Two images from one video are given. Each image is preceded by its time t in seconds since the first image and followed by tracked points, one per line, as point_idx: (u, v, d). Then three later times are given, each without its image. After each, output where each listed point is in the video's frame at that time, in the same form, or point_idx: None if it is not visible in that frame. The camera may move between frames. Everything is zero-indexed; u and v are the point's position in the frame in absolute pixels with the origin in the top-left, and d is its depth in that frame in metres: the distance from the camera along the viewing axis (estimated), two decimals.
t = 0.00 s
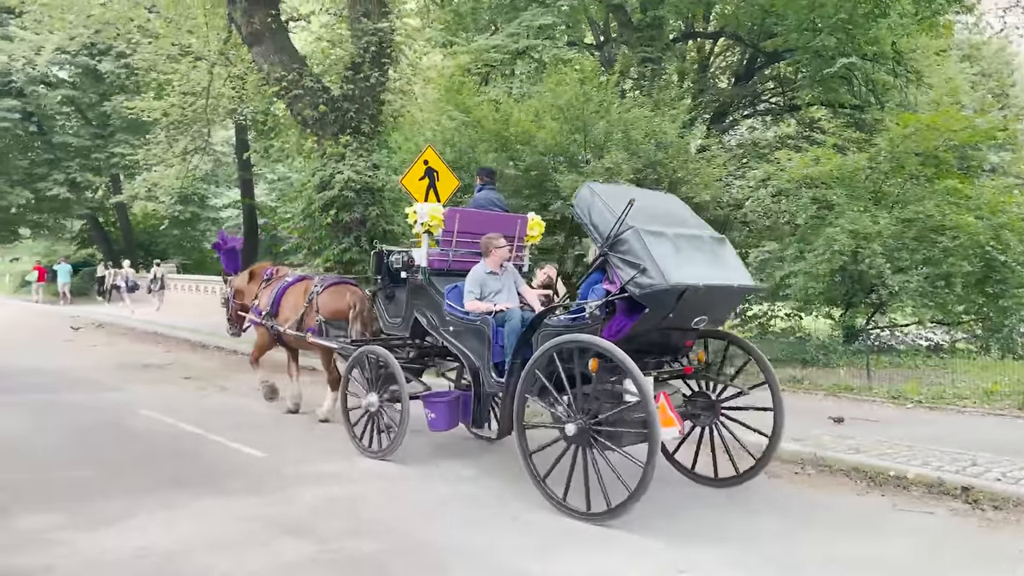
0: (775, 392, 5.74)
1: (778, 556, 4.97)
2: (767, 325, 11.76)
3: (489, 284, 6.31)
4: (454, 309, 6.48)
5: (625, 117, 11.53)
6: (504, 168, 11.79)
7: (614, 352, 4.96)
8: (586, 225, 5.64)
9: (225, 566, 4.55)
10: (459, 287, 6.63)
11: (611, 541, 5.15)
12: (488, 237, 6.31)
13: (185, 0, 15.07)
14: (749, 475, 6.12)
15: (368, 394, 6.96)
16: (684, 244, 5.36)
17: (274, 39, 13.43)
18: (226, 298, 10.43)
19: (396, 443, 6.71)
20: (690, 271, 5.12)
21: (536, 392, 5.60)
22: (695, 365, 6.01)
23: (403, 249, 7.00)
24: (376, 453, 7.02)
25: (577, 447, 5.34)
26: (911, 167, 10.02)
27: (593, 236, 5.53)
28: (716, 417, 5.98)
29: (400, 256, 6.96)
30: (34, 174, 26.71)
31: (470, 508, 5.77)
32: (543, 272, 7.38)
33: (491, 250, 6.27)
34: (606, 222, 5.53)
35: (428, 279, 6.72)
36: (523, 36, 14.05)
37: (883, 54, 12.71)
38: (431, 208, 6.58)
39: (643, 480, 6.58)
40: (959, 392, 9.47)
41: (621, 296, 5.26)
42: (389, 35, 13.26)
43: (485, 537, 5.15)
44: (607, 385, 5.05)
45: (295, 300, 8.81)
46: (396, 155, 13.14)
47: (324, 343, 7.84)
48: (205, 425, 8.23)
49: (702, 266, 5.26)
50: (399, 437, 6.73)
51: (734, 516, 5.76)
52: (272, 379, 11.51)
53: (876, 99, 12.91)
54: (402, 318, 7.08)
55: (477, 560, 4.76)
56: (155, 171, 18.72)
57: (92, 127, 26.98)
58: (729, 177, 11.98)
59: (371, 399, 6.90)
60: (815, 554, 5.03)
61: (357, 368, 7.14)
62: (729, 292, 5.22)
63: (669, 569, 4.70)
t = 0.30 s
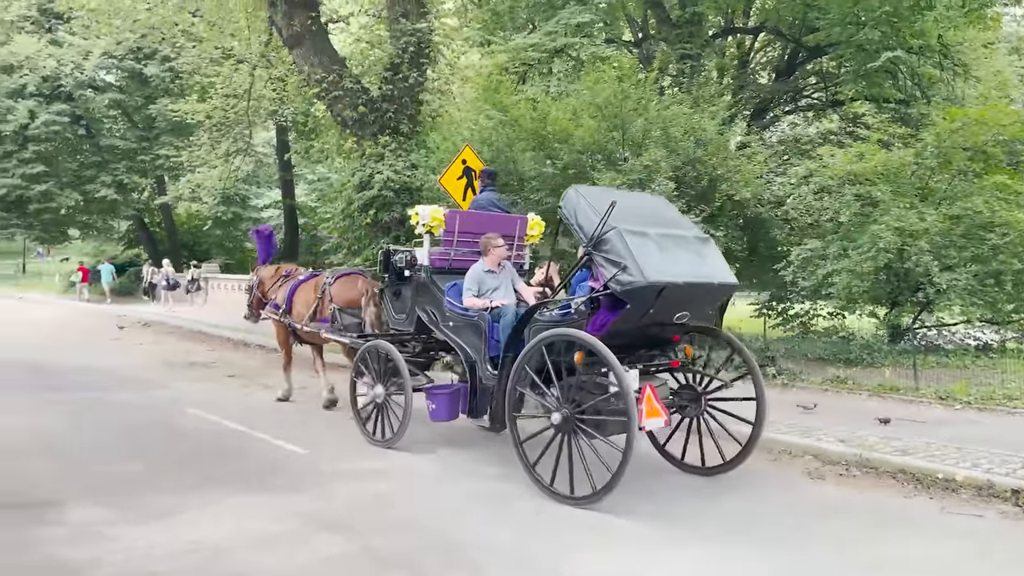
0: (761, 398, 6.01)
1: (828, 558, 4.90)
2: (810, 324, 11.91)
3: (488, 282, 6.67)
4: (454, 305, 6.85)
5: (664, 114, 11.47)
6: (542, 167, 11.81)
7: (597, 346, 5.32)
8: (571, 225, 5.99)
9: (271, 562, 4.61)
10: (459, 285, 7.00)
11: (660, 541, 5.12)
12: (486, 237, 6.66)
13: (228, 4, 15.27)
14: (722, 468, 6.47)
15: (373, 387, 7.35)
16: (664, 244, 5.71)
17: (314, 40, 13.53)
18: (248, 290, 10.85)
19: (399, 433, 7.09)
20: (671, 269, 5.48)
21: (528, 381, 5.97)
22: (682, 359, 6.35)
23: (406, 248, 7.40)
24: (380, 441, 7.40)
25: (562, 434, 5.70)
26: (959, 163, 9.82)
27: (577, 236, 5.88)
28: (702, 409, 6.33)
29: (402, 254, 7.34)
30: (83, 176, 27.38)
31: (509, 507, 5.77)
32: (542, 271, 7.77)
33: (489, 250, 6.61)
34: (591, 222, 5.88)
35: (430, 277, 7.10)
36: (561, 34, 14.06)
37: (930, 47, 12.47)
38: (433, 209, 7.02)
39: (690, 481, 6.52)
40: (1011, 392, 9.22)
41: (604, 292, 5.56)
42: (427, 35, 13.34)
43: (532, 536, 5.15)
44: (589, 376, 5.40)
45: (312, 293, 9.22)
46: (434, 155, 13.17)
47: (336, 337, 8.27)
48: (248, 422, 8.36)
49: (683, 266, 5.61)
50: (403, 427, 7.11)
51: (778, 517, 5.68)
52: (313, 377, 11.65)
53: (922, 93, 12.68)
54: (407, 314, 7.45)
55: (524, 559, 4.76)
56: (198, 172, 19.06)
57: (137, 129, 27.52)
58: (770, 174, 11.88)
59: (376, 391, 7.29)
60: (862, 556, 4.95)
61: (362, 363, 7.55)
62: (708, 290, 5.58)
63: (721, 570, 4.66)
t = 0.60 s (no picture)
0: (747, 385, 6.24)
1: (877, 562, 4.80)
2: (854, 322, 11.68)
3: (489, 279, 6.94)
4: (457, 302, 7.18)
5: (705, 111, 11.40)
6: (581, 165, 11.83)
7: (585, 339, 5.56)
8: (565, 225, 6.27)
9: (319, 557, 4.66)
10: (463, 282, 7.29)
11: (704, 542, 5.08)
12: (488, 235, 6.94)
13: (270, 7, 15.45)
14: (716, 455, 6.67)
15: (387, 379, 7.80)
16: (651, 243, 5.99)
17: (354, 41, 13.60)
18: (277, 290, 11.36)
19: (408, 422, 7.49)
20: (658, 267, 5.76)
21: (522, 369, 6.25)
22: (674, 353, 6.59)
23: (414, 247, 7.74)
24: (393, 432, 7.83)
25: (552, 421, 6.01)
26: (1010, 158, 9.61)
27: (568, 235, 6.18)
28: (693, 400, 6.51)
29: (412, 253, 7.71)
30: (130, 178, 28.02)
31: (551, 507, 5.74)
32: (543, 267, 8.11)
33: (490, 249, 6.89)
34: (580, 222, 6.16)
35: (437, 275, 7.45)
36: (599, 32, 14.08)
37: (978, 39, 12.24)
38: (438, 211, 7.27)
39: (735, 483, 6.43)
40: None
41: (594, 290, 5.86)
42: (466, 35, 13.39)
43: (573, 537, 5.11)
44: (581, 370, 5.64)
45: (329, 295, 9.67)
46: (473, 154, 13.20)
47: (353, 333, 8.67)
48: (291, 419, 8.48)
49: (669, 264, 5.90)
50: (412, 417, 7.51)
51: (824, 519, 5.58)
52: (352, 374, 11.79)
53: (970, 86, 12.44)
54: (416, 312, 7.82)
55: (566, 560, 4.74)
56: (242, 174, 19.39)
57: (183, 132, 28.07)
58: (813, 171, 11.78)
59: (388, 383, 7.72)
60: (912, 559, 4.84)
61: (380, 357, 8.02)
62: (695, 285, 5.85)
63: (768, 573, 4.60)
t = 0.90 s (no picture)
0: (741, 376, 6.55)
1: (928, 565, 4.67)
2: (903, 320, 11.43)
3: (496, 277, 7.23)
4: (467, 298, 7.58)
5: (748, 106, 11.28)
6: (621, 163, 11.77)
7: (582, 336, 5.90)
8: (563, 224, 6.53)
9: (361, 555, 4.70)
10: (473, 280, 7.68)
11: (749, 543, 5.00)
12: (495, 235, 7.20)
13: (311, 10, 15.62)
14: (712, 446, 6.89)
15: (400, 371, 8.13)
16: (646, 242, 6.25)
17: (394, 42, 13.67)
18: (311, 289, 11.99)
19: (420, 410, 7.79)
20: (652, 266, 6.03)
21: (526, 362, 6.59)
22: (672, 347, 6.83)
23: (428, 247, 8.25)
24: (408, 422, 8.16)
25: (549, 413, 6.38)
26: None
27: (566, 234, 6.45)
28: (691, 393, 6.76)
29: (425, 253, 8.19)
30: (177, 181, 28.61)
31: (592, 506, 5.71)
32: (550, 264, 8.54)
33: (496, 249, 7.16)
34: (578, 222, 6.42)
35: (447, 272, 7.91)
36: (639, 28, 14.00)
37: None
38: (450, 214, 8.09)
39: (780, 484, 6.33)
40: None
41: (589, 286, 6.11)
42: (505, 33, 13.38)
43: (614, 537, 5.07)
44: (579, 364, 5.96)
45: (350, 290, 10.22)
46: (512, 153, 13.19)
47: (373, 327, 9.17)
48: (333, 417, 8.58)
49: (663, 261, 6.16)
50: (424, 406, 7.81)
51: (870, 521, 5.46)
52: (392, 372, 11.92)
53: None
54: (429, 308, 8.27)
55: (605, 559, 4.70)
56: (285, 175, 19.69)
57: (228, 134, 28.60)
58: (859, 167, 11.55)
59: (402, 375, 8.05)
60: (963, 563, 4.71)
61: (394, 351, 8.40)
62: (690, 282, 6.12)
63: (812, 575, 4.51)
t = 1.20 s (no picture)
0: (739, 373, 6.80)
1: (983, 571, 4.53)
2: (953, 318, 11.15)
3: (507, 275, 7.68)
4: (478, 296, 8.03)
5: (791, 102, 11.12)
6: (661, 160, 11.66)
7: (580, 332, 6.20)
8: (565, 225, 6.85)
9: (403, 554, 4.72)
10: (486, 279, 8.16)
11: (794, 545, 4.92)
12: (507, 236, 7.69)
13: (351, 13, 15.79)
14: (710, 438, 7.19)
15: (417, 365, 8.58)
16: (642, 241, 6.53)
17: (433, 42, 13.70)
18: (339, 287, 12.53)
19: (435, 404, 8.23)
20: (646, 264, 6.30)
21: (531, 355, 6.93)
22: (673, 343, 7.19)
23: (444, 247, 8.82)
24: (424, 413, 8.61)
25: (551, 403, 6.72)
26: None
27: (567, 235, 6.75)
28: (691, 385, 7.05)
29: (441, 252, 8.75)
30: (222, 183, 29.12)
31: (635, 507, 5.67)
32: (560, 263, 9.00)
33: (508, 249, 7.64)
34: (578, 222, 6.74)
35: (462, 271, 8.40)
36: (679, 24, 13.88)
37: None
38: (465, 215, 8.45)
39: (827, 486, 6.22)
40: None
41: (589, 284, 6.41)
42: (544, 32, 13.33)
43: (657, 538, 5.03)
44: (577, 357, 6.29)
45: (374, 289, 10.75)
46: (551, 152, 13.17)
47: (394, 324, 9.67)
48: (374, 416, 8.68)
49: (660, 260, 6.42)
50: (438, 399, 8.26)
51: (921, 524, 5.32)
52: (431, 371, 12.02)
53: None
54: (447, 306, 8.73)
55: (648, 561, 4.66)
56: (327, 177, 19.93)
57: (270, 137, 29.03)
58: (907, 162, 11.30)
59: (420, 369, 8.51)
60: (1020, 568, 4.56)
61: (412, 346, 8.86)
62: (683, 280, 6.36)
63: None
